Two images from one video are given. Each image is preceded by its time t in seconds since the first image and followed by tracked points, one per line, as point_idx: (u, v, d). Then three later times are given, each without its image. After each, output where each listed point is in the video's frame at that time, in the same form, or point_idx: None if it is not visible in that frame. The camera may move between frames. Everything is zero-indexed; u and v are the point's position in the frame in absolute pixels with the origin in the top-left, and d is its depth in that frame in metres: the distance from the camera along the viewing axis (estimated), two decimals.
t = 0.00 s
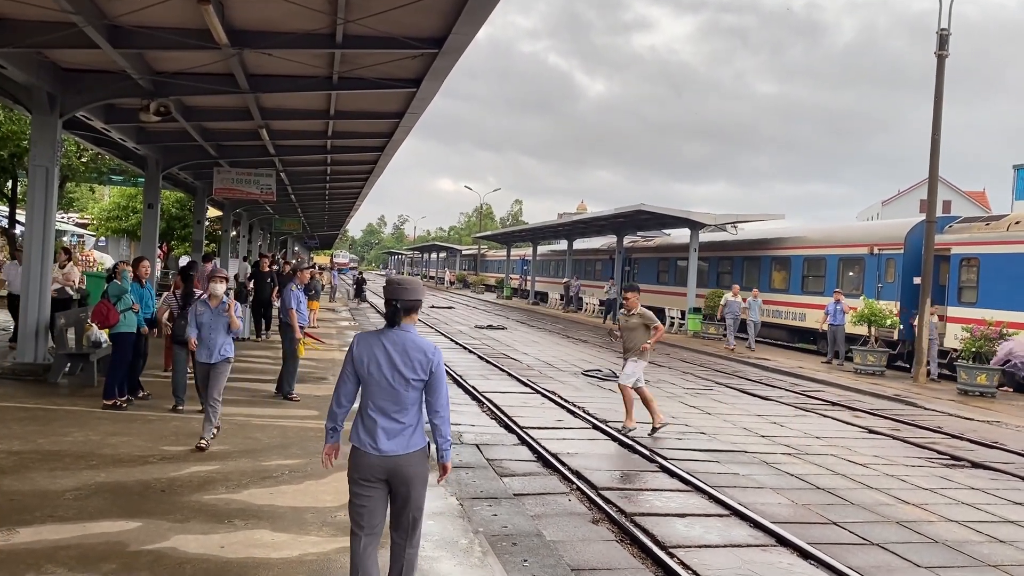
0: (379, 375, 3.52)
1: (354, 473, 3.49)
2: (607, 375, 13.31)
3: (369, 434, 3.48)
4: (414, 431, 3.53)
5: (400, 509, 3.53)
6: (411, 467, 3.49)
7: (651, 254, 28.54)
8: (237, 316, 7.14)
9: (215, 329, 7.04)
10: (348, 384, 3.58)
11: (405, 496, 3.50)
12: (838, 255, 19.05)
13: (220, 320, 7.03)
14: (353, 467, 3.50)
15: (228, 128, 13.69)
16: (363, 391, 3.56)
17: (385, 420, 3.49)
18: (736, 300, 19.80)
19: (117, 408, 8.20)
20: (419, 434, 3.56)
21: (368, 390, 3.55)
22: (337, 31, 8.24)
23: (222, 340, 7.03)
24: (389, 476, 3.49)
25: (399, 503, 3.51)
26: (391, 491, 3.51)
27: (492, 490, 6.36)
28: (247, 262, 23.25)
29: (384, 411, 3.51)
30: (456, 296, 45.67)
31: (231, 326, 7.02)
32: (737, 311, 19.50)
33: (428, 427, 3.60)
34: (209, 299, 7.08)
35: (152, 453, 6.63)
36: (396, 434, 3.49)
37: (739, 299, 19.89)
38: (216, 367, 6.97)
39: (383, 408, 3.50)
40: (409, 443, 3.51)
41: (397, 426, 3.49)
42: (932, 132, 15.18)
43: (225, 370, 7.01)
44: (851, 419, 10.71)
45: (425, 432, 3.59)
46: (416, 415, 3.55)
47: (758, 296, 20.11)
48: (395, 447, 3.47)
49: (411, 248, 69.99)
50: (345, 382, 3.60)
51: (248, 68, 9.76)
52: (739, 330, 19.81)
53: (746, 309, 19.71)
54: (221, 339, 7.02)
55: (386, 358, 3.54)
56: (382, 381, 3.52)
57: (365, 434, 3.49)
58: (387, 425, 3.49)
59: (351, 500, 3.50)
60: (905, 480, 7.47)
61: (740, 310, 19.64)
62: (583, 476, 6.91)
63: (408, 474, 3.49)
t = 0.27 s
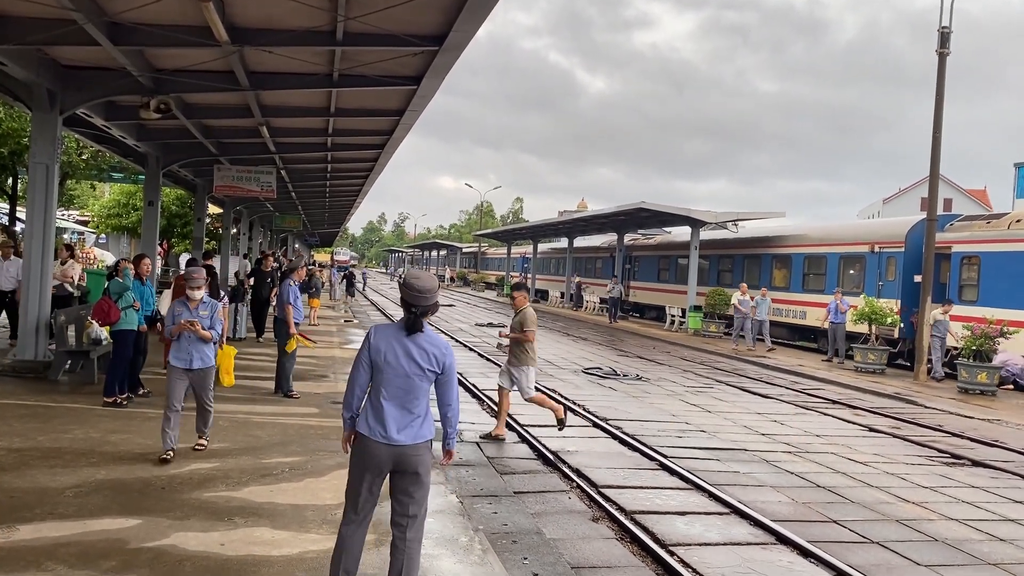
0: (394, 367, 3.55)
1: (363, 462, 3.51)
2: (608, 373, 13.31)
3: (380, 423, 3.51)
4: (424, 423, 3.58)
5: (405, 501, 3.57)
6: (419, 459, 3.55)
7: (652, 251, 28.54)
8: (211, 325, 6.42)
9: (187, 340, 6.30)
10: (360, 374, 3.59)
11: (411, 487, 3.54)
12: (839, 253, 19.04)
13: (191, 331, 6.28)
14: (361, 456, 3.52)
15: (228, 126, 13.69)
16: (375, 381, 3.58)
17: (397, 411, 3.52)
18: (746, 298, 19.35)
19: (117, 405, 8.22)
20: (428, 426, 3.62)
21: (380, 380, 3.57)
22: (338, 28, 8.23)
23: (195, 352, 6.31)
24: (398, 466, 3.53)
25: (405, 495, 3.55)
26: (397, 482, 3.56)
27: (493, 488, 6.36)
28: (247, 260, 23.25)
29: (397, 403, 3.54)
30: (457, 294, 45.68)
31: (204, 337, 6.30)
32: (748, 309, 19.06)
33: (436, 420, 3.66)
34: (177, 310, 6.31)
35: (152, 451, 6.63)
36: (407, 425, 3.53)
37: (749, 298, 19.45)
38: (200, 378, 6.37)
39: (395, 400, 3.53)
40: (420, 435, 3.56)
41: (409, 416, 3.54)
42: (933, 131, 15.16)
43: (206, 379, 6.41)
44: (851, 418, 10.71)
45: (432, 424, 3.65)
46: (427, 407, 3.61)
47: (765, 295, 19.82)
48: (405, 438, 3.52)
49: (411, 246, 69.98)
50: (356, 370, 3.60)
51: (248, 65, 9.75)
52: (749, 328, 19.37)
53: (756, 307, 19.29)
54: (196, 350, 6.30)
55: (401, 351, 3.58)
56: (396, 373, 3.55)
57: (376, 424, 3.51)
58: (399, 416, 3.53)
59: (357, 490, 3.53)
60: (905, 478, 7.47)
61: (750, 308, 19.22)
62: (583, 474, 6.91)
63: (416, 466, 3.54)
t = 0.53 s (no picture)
0: (379, 363, 3.56)
1: (350, 457, 3.54)
2: (608, 370, 13.31)
3: (368, 419, 3.53)
4: (411, 418, 3.59)
5: (395, 494, 3.59)
6: (406, 453, 3.55)
7: (653, 248, 28.53)
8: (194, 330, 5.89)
9: (167, 343, 5.76)
10: (347, 370, 3.61)
11: (399, 481, 3.55)
12: (839, 250, 19.04)
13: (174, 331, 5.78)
14: (349, 451, 3.55)
15: (228, 122, 13.68)
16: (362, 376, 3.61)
17: (381, 407, 3.54)
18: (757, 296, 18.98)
19: (118, 402, 8.19)
20: (416, 421, 3.62)
21: (367, 376, 3.58)
22: (339, 24, 8.23)
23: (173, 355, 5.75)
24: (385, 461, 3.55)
25: (394, 489, 3.56)
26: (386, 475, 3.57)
27: (493, 485, 6.36)
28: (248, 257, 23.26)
29: (383, 398, 3.55)
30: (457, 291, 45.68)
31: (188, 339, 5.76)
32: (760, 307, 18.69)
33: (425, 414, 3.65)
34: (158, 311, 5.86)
35: (152, 447, 6.63)
36: (395, 420, 3.55)
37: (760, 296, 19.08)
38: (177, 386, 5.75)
39: (381, 396, 3.54)
40: (406, 429, 3.57)
41: (395, 412, 3.55)
42: (935, 127, 15.14)
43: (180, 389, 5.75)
44: (852, 415, 10.71)
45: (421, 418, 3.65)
46: (414, 402, 3.61)
47: (773, 293, 19.58)
48: (392, 433, 3.53)
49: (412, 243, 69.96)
50: (344, 367, 3.62)
51: (249, 61, 9.74)
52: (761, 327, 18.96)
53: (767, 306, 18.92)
54: (176, 352, 5.75)
55: (386, 346, 3.58)
56: (382, 369, 3.56)
57: (361, 420, 3.54)
58: (385, 412, 3.55)
59: (347, 485, 3.56)
60: (906, 475, 7.47)
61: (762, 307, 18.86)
62: (583, 471, 6.91)
63: (404, 460, 3.55)
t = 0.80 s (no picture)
0: (383, 361, 3.58)
1: (353, 456, 3.55)
2: (609, 367, 13.31)
3: (371, 417, 3.54)
4: (415, 417, 3.60)
5: (398, 492, 3.60)
6: (409, 452, 3.56)
7: (653, 246, 28.53)
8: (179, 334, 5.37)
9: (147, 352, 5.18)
10: (350, 369, 3.62)
11: (403, 479, 3.57)
12: (840, 248, 19.03)
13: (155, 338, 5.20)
14: (353, 450, 3.56)
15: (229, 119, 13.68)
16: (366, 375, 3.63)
17: (385, 405, 3.55)
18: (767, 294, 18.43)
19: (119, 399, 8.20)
20: (420, 420, 3.63)
21: (370, 375, 3.59)
22: (340, 21, 8.23)
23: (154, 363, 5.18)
24: (388, 459, 3.56)
25: (398, 488, 3.58)
26: (389, 473, 3.58)
27: (494, 482, 6.37)
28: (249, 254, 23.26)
29: (387, 397, 3.57)
30: (458, 288, 45.68)
31: (172, 346, 5.25)
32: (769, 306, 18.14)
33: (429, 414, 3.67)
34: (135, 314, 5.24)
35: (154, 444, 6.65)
36: (399, 419, 3.56)
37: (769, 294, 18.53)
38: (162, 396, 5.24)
39: (384, 394, 3.56)
40: (410, 428, 3.58)
41: (399, 410, 3.56)
42: (936, 125, 15.13)
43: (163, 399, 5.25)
44: (852, 412, 10.71)
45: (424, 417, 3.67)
46: (418, 401, 3.62)
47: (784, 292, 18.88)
48: (395, 432, 3.54)
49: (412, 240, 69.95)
50: (347, 366, 3.63)
51: (249, 58, 9.73)
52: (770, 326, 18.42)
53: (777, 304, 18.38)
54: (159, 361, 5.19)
55: (392, 344, 3.60)
56: (386, 367, 3.57)
57: (365, 418, 3.55)
58: (388, 410, 3.56)
59: (350, 483, 3.57)
60: (906, 472, 7.47)
61: (771, 305, 18.33)
62: (584, 468, 6.92)
63: (406, 459, 3.56)
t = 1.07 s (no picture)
0: (394, 361, 3.58)
1: (361, 456, 3.55)
2: (608, 366, 13.31)
3: (380, 416, 3.54)
4: (423, 416, 3.61)
5: (403, 492, 3.61)
6: (417, 451, 3.58)
7: (653, 245, 28.52)
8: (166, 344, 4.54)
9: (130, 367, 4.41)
10: (359, 367, 3.61)
11: (409, 479, 3.57)
12: (840, 247, 19.03)
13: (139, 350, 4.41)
14: (359, 449, 3.55)
15: (229, 118, 13.67)
16: (374, 373, 3.61)
17: (395, 405, 3.55)
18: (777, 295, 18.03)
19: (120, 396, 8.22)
20: (427, 419, 3.65)
21: (380, 373, 3.58)
22: (340, 20, 8.24)
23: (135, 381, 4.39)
24: (395, 459, 3.57)
25: (403, 487, 3.58)
26: (394, 473, 3.59)
27: (494, 481, 6.37)
28: (248, 253, 23.26)
29: (396, 396, 3.56)
30: (457, 287, 45.67)
31: (160, 360, 4.46)
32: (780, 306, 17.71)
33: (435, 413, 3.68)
34: (116, 321, 4.45)
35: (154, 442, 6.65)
36: (408, 418, 3.56)
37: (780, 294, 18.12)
38: (141, 417, 4.40)
39: (394, 394, 3.55)
40: (418, 428, 3.59)
41: (407, 410, 3.57)
42: (936, 124, 15.11)
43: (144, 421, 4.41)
44: (852, 411, 10.71)
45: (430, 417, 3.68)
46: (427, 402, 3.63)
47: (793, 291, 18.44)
48: (404, 431, 3.55)
49: (412, 239, 69.92)
50: (355, 363, 3.62)
51: (249, 57, 9.72)
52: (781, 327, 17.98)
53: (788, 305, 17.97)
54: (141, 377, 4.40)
55: (403, 345, 3.60)
56: (397, 366, 3.57)
57: (374, 416, 3.55)
58: (397, 409, 3.56)
59: (355, 484, 3.56)
60: (906, 471, 7.48)
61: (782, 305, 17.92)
62: (584, 467, 6.92)
63: (414, 458, 3.57)
